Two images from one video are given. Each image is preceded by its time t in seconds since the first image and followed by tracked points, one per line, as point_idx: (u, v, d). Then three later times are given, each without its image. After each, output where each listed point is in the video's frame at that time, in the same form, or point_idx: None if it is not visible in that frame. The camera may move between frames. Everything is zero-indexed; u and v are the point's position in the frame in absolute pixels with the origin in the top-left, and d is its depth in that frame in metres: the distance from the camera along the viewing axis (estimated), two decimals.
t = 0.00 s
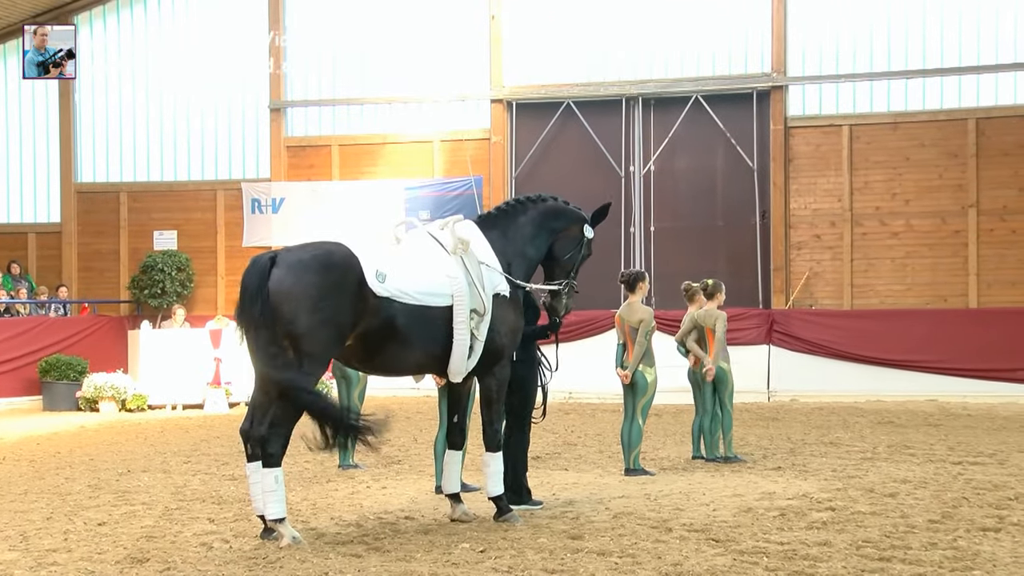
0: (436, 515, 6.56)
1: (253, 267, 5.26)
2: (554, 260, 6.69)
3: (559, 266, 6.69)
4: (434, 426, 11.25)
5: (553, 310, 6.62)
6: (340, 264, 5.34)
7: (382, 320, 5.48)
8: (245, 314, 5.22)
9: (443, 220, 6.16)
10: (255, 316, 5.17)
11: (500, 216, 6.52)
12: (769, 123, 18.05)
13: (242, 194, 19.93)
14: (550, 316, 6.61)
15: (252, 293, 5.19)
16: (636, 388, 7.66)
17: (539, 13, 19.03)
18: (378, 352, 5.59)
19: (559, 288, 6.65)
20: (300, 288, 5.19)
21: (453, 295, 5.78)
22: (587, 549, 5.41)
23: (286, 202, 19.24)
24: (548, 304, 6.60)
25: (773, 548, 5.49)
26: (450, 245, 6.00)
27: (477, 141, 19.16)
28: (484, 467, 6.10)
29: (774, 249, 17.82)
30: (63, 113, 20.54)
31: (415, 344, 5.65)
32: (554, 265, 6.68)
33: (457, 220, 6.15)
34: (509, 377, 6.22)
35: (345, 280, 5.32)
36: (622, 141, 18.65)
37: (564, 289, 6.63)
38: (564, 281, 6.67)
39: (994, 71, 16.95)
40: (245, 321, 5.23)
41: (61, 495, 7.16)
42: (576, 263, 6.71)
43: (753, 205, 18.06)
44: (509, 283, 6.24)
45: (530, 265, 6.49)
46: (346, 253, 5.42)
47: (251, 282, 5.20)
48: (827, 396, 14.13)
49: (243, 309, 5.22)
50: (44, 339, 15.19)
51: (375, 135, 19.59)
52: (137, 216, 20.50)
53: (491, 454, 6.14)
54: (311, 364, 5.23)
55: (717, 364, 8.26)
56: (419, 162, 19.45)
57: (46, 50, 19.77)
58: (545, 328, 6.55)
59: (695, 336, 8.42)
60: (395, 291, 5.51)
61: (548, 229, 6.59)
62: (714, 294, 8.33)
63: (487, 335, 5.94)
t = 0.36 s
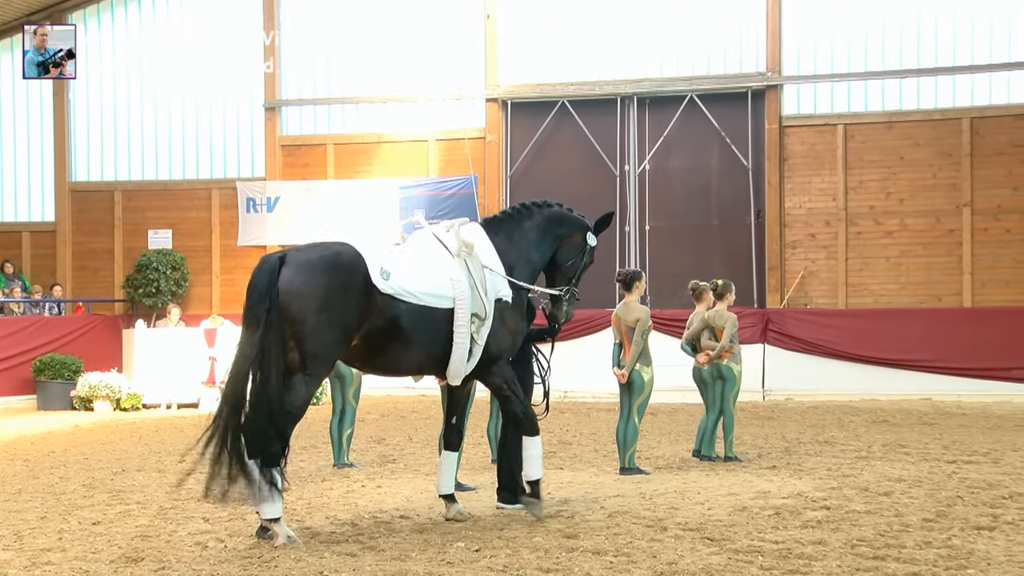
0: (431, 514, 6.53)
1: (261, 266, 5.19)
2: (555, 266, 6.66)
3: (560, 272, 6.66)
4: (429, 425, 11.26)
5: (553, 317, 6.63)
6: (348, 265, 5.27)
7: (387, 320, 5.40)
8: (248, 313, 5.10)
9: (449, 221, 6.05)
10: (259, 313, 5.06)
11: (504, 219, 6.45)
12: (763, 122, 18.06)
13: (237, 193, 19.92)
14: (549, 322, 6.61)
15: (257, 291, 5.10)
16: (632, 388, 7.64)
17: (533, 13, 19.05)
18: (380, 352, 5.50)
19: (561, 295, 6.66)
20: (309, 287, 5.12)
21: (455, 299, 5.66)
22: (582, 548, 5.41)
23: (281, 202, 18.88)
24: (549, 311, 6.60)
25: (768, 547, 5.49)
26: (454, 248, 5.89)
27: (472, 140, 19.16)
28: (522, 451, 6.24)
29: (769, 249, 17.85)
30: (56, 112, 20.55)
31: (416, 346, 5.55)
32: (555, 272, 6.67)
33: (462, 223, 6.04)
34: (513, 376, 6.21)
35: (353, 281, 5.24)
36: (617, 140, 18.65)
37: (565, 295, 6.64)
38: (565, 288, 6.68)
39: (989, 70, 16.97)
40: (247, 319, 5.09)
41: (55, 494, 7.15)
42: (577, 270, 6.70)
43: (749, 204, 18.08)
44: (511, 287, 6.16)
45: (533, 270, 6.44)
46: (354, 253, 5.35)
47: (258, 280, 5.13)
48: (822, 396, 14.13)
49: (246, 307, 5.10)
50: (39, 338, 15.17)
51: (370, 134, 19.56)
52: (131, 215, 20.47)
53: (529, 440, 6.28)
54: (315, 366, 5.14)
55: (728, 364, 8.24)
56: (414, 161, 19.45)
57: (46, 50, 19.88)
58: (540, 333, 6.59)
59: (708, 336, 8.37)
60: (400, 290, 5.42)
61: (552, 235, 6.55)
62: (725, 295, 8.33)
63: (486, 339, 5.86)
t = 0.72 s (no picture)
0: (431, 512, 6.51)
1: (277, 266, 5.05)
2: (574, 263, 6.33)
3: (579, 270, 6.34)
4: (429, 422, 11.26)
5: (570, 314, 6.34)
6: (364, 267, 5.04)
7: (411, 320, 5.18)
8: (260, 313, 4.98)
9: (473, 219, 5.85)
10: (271, 312, 4.93)
11: (531, 217, 6.17)
12: (763, 120, 18.07)
13: (236, 190, 19.92)
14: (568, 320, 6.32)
15: (271, 291, 4.95)
16: (632, 385, 7.65)
17: (533, 10, 19.04)
18: (406, 352, 5.28)
19: (578, 291, 6.35)
20: (324, 287, 4.90)
21: (482, 296, 5.46)
22: (582, 546, 5.40)
23: (281, 199, 19.55)
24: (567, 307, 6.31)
25: (768, 544, 5.50)
26: (479, 245, 5.69)
27: (472, 138, 19.17)
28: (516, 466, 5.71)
29: (768, 247, 17.87)
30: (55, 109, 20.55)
31: (442, 344, 5.34)
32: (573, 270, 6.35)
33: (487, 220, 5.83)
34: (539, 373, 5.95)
35: (369, 283, 5.01)
36: (617, 138, 18.64)
37: (583, 292, 6.34)
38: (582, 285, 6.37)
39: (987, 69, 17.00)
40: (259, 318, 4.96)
41: (54, 492, 7.15)
42: (597, 268, 6.39)
43: (748, 202, 18.08)
44: (537, 283, 5.92)
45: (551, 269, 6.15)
46: (372, 253, 5.11)
47: (273, 279, 4.98)
48: (820, 394, 14.15)
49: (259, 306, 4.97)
50: (38, 336, 15.19)
51: (370, 132, 19.52)
52: (130, 213, 20.44)
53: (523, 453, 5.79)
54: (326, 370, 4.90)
55: (729, 361, 8.22)
56: (413, 161, 19.37)
57: (46, 50, 19.86)
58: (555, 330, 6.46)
59: (713, 333, 8.39)
60: (424, 292, 5.20)
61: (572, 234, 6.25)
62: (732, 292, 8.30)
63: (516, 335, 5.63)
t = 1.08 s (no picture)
0: (426, 509, 6.46)
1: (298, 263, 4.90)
2: (584, 256, 6.26)
3: (590, 262, 6.25)
4: (422, 421, 11.27)
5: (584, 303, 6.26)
6: (385, 265, 4.89)
7: (434, 321, 5.05)
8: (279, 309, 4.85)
9: (498, 216, 5.80)
10: (288, 309, 4.79)
11: (544, 213, 6.15)
12: (756, 118, 18.08)
13: (229, 188, 19.93)
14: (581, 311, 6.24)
15: (289, 287, 4.82)
16: (627, 383, 7.67)
17: (527, 9, 19.05)
18: (431, 350, 5.16)
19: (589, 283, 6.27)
20: (342, 286, 4.74)
21: (510, 293, 5.39)
22: (576, 544, 5.40)
23: (274, 197, 19.40)
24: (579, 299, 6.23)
25: (761, 542, 5.50)
26: (506, 243, 5.62)
27: (465, 137, 19.18)
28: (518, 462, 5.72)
29: (762, 246, 17.87)
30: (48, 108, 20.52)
31: (468, 343, 5.24)
32: (585, 261, 6.25)
33: (513, 217, 5.79)
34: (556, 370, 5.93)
35: (388, 283, 4.86)
36: (611, 136, 18.64)
37: (595, 284, 6.27)
38: (594, 277, 6.28)
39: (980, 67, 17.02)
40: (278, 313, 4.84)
41: (48, 490, 7.15)
42: (606, 261, 6.32)
43: (742, 202, 18.07)
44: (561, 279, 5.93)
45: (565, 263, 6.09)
46: (393, 252, 4.97)
47: (292, 275, 4.84)
48: (814, 392, 14.14)
49: (277, 302, 4.84)
50: (31, 334, 15.20)
51: (363, 130, 19.53)
52: (123, 212, 20.39)
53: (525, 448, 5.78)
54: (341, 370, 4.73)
55: (724, 356, 8.26)
56: (407, 158, 19.41)
57: (46, 50, 19.62)
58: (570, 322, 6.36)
59: (707, 329, 8.41)
60: (452, 296, 5.09)
61: (583, 229, 6.20)
62: (727, 290, 8.33)
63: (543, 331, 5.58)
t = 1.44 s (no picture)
0: (420, 511, 6.33)
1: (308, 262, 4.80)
2: (579, 262, 6.13)
3: (584, 269, 6.14)
4: (416, 421, 11.17)
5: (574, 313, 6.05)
6: (395, 259, 4.79)
7: (445, 319, 4.89)
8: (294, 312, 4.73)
9: (503, 212, 5.62)
10: (304, 309, 4.67)
11: (542, 214, 6.05)
12: (754, 115, 18.00)
13: (220, 186, 19.84)
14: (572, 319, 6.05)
15: (302, 287, 4.72)
16: (623, 384, 7.56)
17: (521, 5, 18.98)
18: (438, 352, 4.99)
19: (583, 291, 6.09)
20: (355, 283, 4.67)
21: (515, 292, 5.24)
22: (572, 547, 5.30)
23: (266, 195, 19.49)
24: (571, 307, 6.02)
25: (759, 545, 5.41)
26: (512, 240, 5.47)
27: (460, 133, 19.07)
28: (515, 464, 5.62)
29: (760, 244, 17.77)
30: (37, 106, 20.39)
31: (474, 344, 5.08)
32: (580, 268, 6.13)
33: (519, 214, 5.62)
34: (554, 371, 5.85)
35: (402, 275, 4.76)
36: (607, 133, 18.57)
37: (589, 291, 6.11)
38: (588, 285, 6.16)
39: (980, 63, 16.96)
40: (292, 314, 4.72)
41: (36, 492, 7.05)
42: (600, 272, 6.21)
43: (740, 199, 18.00)
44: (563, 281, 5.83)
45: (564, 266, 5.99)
46: (402, 248, 4.86)
47: (303, 275, 4.74)
48: (812, 392, 14.05)
49: (292, 304, 4.73)
50: (18, 334, 15.25)
51: (356, 127, 19.46)
52: (114, 210, 20.29)
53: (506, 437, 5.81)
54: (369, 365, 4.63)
55: (725, 358, 8.16)
56: (400, 155, 19.32)
57: (46, 50, 19.59)
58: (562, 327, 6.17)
59: (708, 329, 8.32)
60: (460, 294, 4.92)
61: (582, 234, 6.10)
62: (729, 289, 8.23)
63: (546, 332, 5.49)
